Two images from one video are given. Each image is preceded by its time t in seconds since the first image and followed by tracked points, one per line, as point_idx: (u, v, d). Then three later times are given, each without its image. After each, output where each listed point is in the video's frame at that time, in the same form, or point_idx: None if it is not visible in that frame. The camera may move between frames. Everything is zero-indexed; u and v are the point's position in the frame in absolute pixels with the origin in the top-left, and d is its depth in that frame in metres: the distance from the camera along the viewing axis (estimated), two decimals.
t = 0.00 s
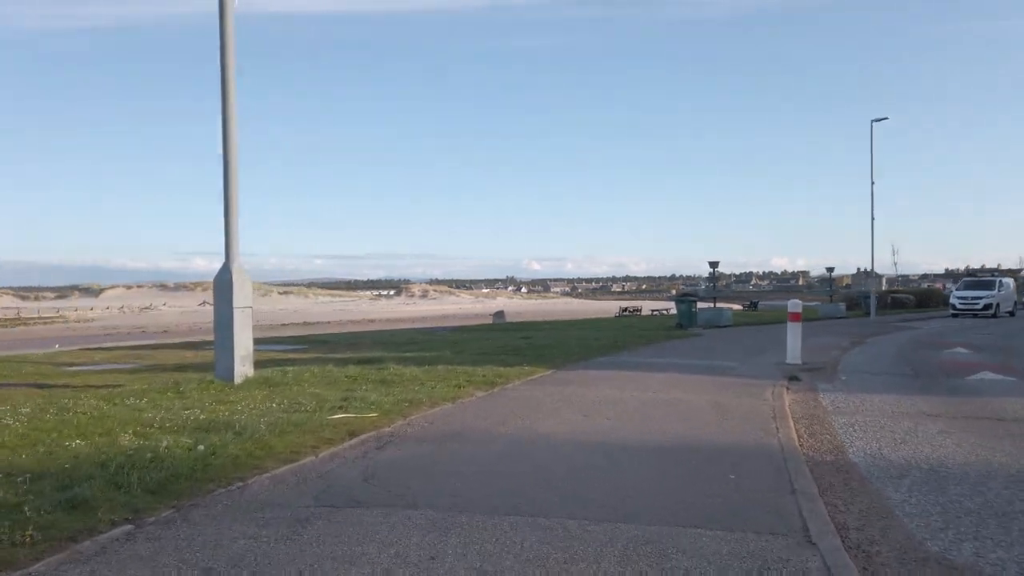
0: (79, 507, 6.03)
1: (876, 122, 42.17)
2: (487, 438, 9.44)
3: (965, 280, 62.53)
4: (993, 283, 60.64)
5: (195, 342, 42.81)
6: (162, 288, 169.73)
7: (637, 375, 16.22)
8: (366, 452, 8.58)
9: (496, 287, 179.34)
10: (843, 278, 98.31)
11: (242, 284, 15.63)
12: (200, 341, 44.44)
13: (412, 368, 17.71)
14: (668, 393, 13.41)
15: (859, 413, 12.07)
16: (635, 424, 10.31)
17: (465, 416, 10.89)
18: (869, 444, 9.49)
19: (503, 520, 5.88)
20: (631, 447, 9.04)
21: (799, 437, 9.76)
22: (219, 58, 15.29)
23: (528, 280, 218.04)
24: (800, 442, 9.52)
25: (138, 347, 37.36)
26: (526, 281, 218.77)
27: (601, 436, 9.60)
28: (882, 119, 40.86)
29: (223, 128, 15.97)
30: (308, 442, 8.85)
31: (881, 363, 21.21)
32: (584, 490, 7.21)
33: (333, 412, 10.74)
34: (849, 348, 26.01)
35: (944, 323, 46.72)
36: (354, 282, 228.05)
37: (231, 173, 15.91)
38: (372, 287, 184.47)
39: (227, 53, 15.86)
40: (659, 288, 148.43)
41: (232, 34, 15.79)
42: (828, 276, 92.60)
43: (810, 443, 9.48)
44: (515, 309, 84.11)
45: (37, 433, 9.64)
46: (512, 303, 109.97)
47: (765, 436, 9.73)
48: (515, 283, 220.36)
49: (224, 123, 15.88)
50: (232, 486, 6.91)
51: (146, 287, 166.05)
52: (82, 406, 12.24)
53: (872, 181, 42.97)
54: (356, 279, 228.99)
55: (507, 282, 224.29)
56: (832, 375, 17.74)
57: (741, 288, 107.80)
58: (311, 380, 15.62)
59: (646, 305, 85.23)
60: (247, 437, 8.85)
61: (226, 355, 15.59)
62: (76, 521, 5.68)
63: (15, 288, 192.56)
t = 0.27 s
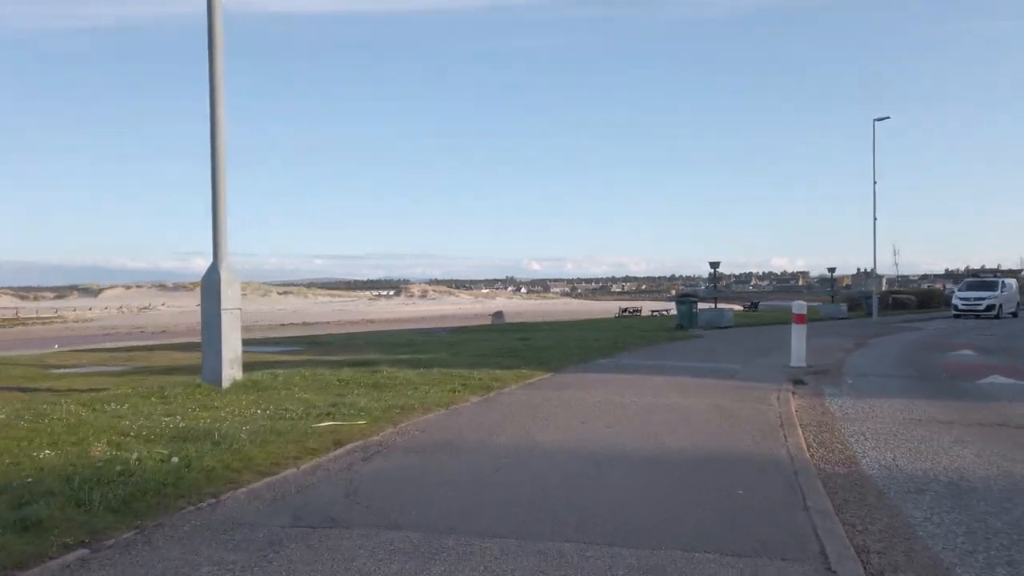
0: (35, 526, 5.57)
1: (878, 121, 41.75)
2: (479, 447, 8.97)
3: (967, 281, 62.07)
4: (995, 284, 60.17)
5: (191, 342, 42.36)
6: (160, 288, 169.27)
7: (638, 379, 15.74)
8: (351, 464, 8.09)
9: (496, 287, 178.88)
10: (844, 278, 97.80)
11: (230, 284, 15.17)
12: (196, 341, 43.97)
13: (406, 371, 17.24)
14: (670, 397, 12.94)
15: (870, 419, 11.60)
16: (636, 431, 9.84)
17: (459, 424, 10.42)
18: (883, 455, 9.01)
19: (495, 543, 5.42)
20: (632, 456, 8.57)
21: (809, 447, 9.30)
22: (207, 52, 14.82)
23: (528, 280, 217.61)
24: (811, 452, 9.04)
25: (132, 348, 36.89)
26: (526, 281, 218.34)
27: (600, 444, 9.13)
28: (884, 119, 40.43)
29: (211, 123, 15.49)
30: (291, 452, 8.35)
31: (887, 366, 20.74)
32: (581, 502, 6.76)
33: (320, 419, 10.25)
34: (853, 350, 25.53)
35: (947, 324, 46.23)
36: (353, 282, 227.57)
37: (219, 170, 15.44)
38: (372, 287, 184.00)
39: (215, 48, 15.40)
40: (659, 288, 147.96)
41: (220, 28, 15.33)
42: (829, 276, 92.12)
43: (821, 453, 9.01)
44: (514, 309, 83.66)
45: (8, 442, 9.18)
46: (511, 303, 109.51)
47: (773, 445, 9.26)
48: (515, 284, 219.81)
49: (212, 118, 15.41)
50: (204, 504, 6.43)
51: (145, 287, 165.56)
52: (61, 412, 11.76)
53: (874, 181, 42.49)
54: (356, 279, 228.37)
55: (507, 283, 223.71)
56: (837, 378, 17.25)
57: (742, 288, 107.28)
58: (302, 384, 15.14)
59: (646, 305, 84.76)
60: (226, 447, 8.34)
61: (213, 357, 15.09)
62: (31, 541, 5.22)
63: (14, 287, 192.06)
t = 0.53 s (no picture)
0: None
1: (880, 118, 41.23)
2: (469, 453, 8.45)
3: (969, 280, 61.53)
4: (998, 283, 59.62)
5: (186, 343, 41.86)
6: (159, 288, 168.74)
7: (639, 381, 15.17)
8: (331, 473, 7.52)
9: (496, 287, 178.38)
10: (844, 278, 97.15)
11: (215, 282, 14.61)
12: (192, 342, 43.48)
13: (399, 373, 16.70)
14: (672, 401, 12.40)
15: (881, 424, 11.05)
16: (636, 435, 9.32)
17: (450, 428, 9.87)
18: (899, 462, 8.48)
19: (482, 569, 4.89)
20: (631, 463, 8.06)
21: (820, 453, 8.75)
22: (190, 41, 14.28)
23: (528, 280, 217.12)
24: (824, 459, 8.49)
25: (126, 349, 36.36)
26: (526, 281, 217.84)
27: (598, 449, 8.61)
28: (884, 117, 40.08)
29: (195, 116, 14.92)
30: (267, 462, 7.76)
31: (893, 366, 20.20)
32: (569, 508, 6.41)
33: (302, 425, 9.67)
34: (858, 350, 24.99)
35: (949, 323, 45.76)
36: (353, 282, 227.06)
37: (204, 165, 14.87)
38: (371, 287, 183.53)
39: (200, 38, 14.87)
40: (659, 288, 147.42)
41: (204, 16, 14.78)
42: (829, 276, 91.59)
43: (834, 460, 8.46)
44: (513, 309, 83.15)
45: None
46: (510, 303, 108.99)
47: (783, 451, 8.71)
48: (514, 284, 219.28)
49: (197, 111, 14.84)
50: (164, 523, 5.84)
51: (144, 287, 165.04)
52: (35, 417, 11.20)
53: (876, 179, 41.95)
54: (356, 280, 227.88)
55: (507, 283, 223.19)
56: (844, 379, 16.72)
57: (742, 288, 106.78)
58: (290, 386, 14.58)
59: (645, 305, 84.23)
60: (198, 457, 7.75)
61: (198, 358, 14.53)
62: None
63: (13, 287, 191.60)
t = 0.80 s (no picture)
0: None
1: (882, 116, 40.72)
2: (457, 469, 7.97)
3: (972, 280, 60.98)
4: (1001, 283, 59.06)
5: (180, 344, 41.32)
6: (158, 288, 168.19)
7: (640, 386, 14.63)
8: (307, 493, 7.01)
9: (495, 287, 177.80)
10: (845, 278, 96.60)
11: (199, 284, 14.08)
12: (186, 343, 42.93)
13: (392, 377, 16.15)
14: (674, 408, 11.86)
15: (891, 434, 10.56)
16: (634, 447, 8.84)
17: (440, 439, 9.37)
18: (915, 478, 7.97)
19: None
20: (628, 478, 7.61)
21: (831, 468, 8.24)
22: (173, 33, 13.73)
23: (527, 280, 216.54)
24: (834, 474, 8.01)
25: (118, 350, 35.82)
26: (526, 281, 217.27)
27: (593, 463, 8.16)
28: (887, 115, 39.57)
29: (178, 113, 14.37)
30: (239, 481, 7.21)
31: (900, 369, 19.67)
32: (548, 521, 6.47)
33: (282, 437, 9.12)
34: (862, 352, 24.45)
35: (953, 324, 45.22)
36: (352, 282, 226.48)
37: (188, 163, 14.32)
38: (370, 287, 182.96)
39: (183, 30, 14.31)
40: (659, 287, 146.86)
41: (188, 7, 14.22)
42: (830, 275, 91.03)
43: (845, 476, 7.99)
44: (512, 309, 82.62)
45: None
46: (510, 303, 108.45)
47: (790, 465, 8.23)
48: (514, 283, 218.72)
49: (180, 108, 14.29)
50: (113, 554, 5.31)
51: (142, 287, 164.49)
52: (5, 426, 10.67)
53: (879, 178, 41.30)
54: (355, 279, 227.32)
55: (506, 282, 222.65)
56: (851, 384, 16.19)
57: (742, 288, 106.22)
58: (278, 393, 14.05)
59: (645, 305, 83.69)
60: (164, 474, 7.18)
61: (181, 363, 14.01)
62: None
63: (11, 287, 191.01)
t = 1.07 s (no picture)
0: None
1: (884, 114, 40.27)
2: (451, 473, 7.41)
3: (975, 279, 60.44)
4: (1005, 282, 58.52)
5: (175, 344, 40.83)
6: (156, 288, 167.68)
7: (641, 386, 14.10)
8: (286, 502, 6.47)
9: (495, 287, 177.29)
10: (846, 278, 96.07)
11: (184, 280, 13.58)
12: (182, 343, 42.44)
13: (385, 377, 15.63)
14: (678, 408, 11.34)
15: (907, 438, 10.05)
16: (640, 450, 8.30)
17: (431, 442, 8.86)
18: (942, 486, 7.41)
19: None
20: (634, 486, 7.07)
21: (848, 474, 7.73)
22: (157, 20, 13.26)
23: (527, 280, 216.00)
24: (852, 480, 7.50)
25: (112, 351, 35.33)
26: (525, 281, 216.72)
27: (596, 468, 7.62)
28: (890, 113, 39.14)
29: (163, 105, 13.86)
30: (215, 490, 6.66)
31: (908, 369, 19.14)
32: (546, 523, 6.07)
33: (266, 441, 8.57)
34: (868, 352, 23.90)
35: (957, 323, 44.70)
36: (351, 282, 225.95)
37: (174, 157, 13.81)
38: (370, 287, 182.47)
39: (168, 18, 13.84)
40: (659, 287, 146.33)
41: None
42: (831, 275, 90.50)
43: (863, 482, 7.48)
44: (512, 309, 82.11)
45: None
46: (509, 303, 107.94)
47: (804, 470, 7.71)
48: (514, 283, 218.06)
49: (165, 100, 13.79)
50: (66, 574, 4.79)
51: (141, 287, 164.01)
52: None
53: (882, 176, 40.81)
54: (354, 279, 226.83)
55: (506, 282, 222.06)
56: (859, 384, 15.66)
57: (743, 288, 105.53)
58: (266, 393, 13.52)
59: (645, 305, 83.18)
60: (133, 483, 6.63)
61: (166, 362, 13.49)
62: None
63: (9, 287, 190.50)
